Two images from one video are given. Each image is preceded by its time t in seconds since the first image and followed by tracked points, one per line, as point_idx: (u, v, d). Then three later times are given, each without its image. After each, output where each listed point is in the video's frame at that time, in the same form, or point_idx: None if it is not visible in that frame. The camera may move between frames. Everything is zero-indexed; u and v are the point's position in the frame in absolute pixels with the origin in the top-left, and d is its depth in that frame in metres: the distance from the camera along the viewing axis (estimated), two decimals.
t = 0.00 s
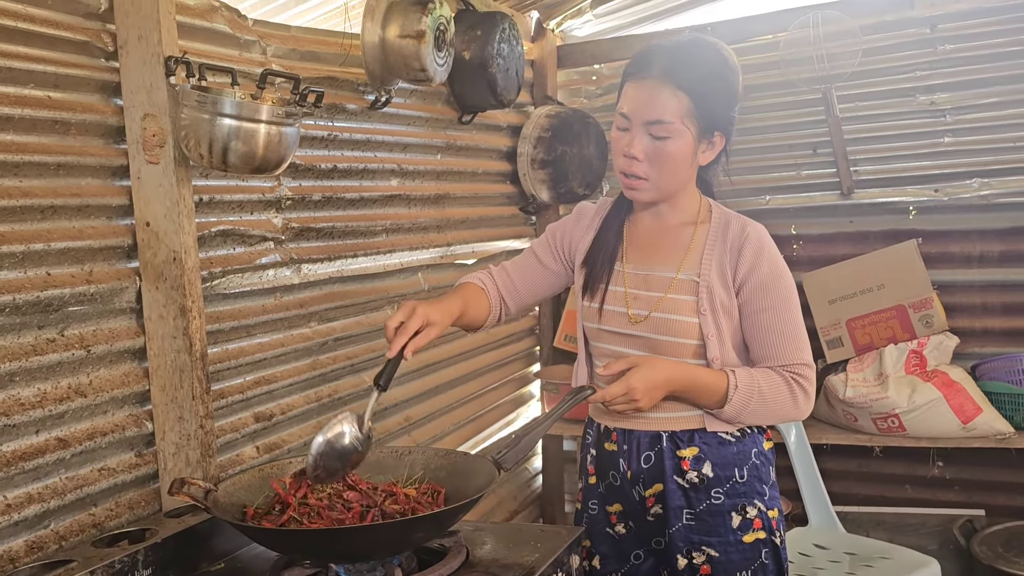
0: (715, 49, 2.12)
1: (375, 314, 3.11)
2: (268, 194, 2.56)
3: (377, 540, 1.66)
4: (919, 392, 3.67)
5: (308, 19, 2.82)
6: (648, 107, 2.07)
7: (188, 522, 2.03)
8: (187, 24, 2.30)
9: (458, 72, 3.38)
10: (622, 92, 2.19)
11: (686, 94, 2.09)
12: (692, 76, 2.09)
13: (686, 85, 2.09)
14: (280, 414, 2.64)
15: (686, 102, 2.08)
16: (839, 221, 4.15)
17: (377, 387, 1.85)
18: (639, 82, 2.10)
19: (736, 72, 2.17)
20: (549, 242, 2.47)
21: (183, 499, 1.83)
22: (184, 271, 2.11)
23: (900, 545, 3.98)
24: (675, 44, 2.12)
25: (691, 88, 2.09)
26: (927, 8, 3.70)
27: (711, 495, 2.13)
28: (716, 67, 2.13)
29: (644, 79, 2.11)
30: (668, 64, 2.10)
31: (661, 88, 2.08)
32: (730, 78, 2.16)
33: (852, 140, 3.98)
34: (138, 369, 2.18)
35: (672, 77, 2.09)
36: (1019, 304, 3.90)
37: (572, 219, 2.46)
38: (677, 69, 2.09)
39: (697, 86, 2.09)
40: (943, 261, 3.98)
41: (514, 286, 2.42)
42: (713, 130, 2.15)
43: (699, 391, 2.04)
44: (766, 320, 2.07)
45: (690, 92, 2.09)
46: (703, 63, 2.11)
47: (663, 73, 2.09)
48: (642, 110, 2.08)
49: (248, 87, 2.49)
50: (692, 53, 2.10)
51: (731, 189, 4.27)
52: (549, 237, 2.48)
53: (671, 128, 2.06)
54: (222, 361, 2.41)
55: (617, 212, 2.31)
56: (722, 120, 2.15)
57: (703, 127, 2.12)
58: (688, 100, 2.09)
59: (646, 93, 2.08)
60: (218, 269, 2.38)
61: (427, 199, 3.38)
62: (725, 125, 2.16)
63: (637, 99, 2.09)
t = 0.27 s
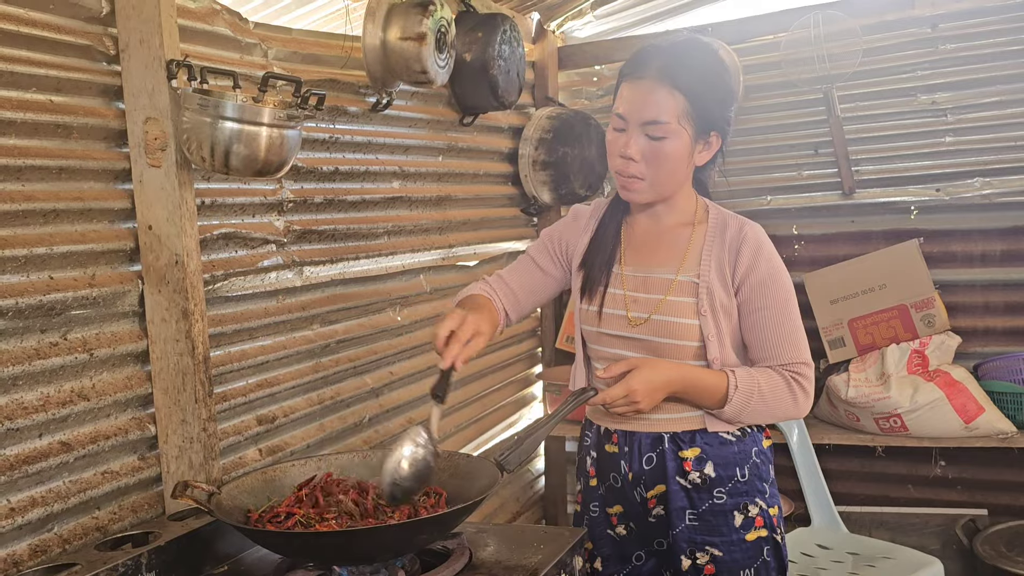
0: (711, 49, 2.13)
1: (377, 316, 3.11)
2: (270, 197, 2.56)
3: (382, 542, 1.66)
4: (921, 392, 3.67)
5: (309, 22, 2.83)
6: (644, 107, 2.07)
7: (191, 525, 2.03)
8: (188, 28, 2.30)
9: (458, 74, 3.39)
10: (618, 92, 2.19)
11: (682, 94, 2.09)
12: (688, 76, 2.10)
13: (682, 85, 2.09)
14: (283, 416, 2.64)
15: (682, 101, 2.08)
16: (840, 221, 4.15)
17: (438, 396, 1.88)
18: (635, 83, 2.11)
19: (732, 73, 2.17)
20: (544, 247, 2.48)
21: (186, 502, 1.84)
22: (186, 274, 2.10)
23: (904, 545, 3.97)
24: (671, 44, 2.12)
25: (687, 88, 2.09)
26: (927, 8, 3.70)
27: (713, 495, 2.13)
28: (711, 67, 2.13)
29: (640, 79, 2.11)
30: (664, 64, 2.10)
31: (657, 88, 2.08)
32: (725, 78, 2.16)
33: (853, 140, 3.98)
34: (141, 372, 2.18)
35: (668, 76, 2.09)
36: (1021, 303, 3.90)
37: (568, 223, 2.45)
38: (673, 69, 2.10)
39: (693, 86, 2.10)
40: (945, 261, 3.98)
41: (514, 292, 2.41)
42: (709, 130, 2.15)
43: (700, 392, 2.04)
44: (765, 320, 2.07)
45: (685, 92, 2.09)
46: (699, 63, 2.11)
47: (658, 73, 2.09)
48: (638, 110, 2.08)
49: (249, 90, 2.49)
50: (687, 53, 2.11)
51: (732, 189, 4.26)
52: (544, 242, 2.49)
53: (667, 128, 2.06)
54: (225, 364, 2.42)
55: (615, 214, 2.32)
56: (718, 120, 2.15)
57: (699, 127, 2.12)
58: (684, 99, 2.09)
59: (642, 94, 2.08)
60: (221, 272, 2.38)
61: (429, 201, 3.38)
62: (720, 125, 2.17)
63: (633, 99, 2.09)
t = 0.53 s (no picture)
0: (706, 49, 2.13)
1: (375, 317, 3.11)
2: (267, 198, 2.56)
3: (379, 542, 1.66)
4: (920, 390, 3.67)
5: (306, 23, 2.83)
6: (639, 107, 2.08)
7: (189, 526, 2.03)
8: (184, 30, 2.30)
9: (456, 74, 3.39)
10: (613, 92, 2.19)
11: (677, 94, 2.09)
12: (683, 76, 2.10)
13: (677, 84, 2.09)
14: (281, 417, 2.64)
15: (677, 101, 2.09)
16: (838, 220, 4.14)
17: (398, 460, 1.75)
18: (630, 82, 2.11)
19: (727, 73, 2.18)
20: (542, 249, 2.46)
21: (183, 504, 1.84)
22: (184, 275, 2.10)
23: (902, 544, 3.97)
24: (665, 44, 2.13)
25: (682, 88, 2.10)
26: (924, 7, 3.71)
27: (704, 494, 2.14)
28: (706, 68, 2.14)
29: (635, 79, 2.11)
30: (659, 64, 2.10)
31: (652, 87, 2.09)
32: (721, 78, 2.16)
33: (850, 138, 3.99)
34: (138, 373, 2.18)
35: (663, 76, 2.09)
36: (1019, 301, 3.90)
37: (566, 223, 2.46)
38: (668, 69, 2.10)
39: (688, 86, 2.10)
40: (943, 259, 3.98)
41: (518, 298, 2.39)
42: (704, 130, 2.15)
43: (695, 391, 2.04)
44: (759, 320, 2.08)
45: (680, 92, 2.10)
46: (694, 63, 2.12)
47: (653, 72, 2.10)
48: (633, 110, 2.08)
49: (246, 91, 2.49)
50: (682, 53, 2.11)
51: (730, 188, 4.26)
52: (542, 243, 2.47)
53: (662, 128, 2.07)
54: (223, 365, 2.42)
55: (610, 214, 2.32)
56: (713, 120, 2.16)
57: (694, 127, 2.12)
58: (679, 99, 2.09)
59: (637, 93, 2.09)
60: (218, 273, 2.38)
61: (427, 201, 3.39)
62: (716, 125, 2.17)
63: (628, 99, 2.10)
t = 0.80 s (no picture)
0: (706, 53, 2.13)
1: (373, 318, 3.11)
2: (265, 199, 2.56)
3: (377, 543, 1.66)
4: (918, 389, 3.67)
5: (303, 24, 2.83)
6: (639, 110, 2.08)
7: (187, 528, 2.03)
8: (181, 31, 2.30)
9: (453, 75, 3.39)
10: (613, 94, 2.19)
11: (677, 98, 2.09)
12: (683, 80, 2.10)
13: (677, 88, 2.09)
14: (279, 418, 2.64)
15: (677, 106, 2.09)
16: (837, 219, 4.14)
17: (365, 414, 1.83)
18: (630, 85, 2.11)
19: (728, 76, 2.18)
20: (545, 252, 2.48)
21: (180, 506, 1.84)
22: (181, 276, 2.10)
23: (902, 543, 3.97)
24: (666, 48, 2.12)
25: (682, 92, 2.10)
26: (921, 6, 3.72)
27: (700, 496, 2.13)
28: (706, 71, 2.13)
29: (635, 81, 2.11)
30: (659, 68, 2.10)
31: (652, 91, 2.09)
32: (721, 82, 2.16)
33: (848, 138, 3.99)
34: (136, 375, 2.18)
35: (663, 80, 2.09)
36: (1018, 300, 3.90)
37: (566, 224, 2.45)
38: (668, 73, 2.10)
39: (688, 90, 2.10)
40: (942, 258, 3.98)
41: (520, 300, 2.43)
42: (704, 133, 2.15)
43: (691, 393, 2.04)
44: (758, 322, 2.07)
45: (681, 96, 2.10)
46: (695, 67, 2.12)
47: (654, 76, 2.10)
48: (633, 113, 2.08)
49: (242, 92, 2.48)
50: (683, 57, 2.11)
51: (728, 188, 4.26)
52: (545, 246, 2.49)
53: (662, 132, 2.06)
54: (221, 366, 2.42)
55: (609, 214, 2.32)
56: (713, 123, 2.16)
57: (693, 131, 2.12)
58: (679, 103, 2.09)
59: (637, 97, 2.09)
60: (216, 274, 2.38)
61: (425, 202, 3.39)
62: (715, 129, 2.17)
63: (628, 102, 2.10)
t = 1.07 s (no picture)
0: (708, 55, 2.13)
1: (372, 319, 3.11)
2: (263, 201, 2.56)
3: (374, 544, 1.66)
4: (917, 390, 3.67)
5: (301, 26, 2.83)
6: (639, 112, 2.07)
7: (185, 529, 2.03)
8: (179, 33, 2.30)
9: (451, 76, 3.40)
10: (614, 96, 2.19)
11: (677, 100, 2.09)
12: (683, 82, 2.10)
13: (677, 91, 2.09)
14: (278, 419, 2.64)
15: (677, 108, 2.09)
16: (835, 219, 4.14)
17: (370, 386, 1.81)
18: (630, 87, 2.11)
19: (729, 79, 2.17)
20: (554, 255, 2.49)
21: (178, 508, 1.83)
22: (179, 278, 2.10)
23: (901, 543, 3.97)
24: (667, 50, 2.12)
25: (682, 94, 2.09)
26: (919, 6, 3.73)
27: (699, 499, 2.12)
28: (707, 73, 2.13)
29: (635, 84, 2.11)
30: (660, 70, 2.10)
31: (652, 93, 2.09)
32: (722, 84, 2.16)
33: (846, 138, 3.99)
34: (134, 377, 2.18)
35: (664, 82, 2.09)
36: (1017, 300, 3.90)
37: (570, 227, 2.46)
38: (669, 75, 2.10)
39: (689, 92, 2.10)
40: (940, 258, 3.97)
41: (526, 302, 2.46)
42: (704, 135, 2.15)
43: (689, 395, 2.04)
44: (757, 323, 2.06)
45: (681, 98, 2.09)
46: (696, 69, 2.11)
47: (654, 78, 2.10)
48: (632, 115, 2.08)
49: (240, 93, 2.48)
50: (684, 59, 2.11)
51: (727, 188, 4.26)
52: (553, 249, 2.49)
53: (661, 134, 2.06)
54: (219, 368, 2.42)
55: (612, 216, 2.33)
56: (714, 126, 2.15)
57: (694, 133, 2.12)
58: (679, 105, 2.09)
59: (637, 98, 2.09)
60: (214, 276, 2.38)
61: (423, 203, 3.39)
62: (716, 132, 2.16)
63: (628, 103, 2.10)
